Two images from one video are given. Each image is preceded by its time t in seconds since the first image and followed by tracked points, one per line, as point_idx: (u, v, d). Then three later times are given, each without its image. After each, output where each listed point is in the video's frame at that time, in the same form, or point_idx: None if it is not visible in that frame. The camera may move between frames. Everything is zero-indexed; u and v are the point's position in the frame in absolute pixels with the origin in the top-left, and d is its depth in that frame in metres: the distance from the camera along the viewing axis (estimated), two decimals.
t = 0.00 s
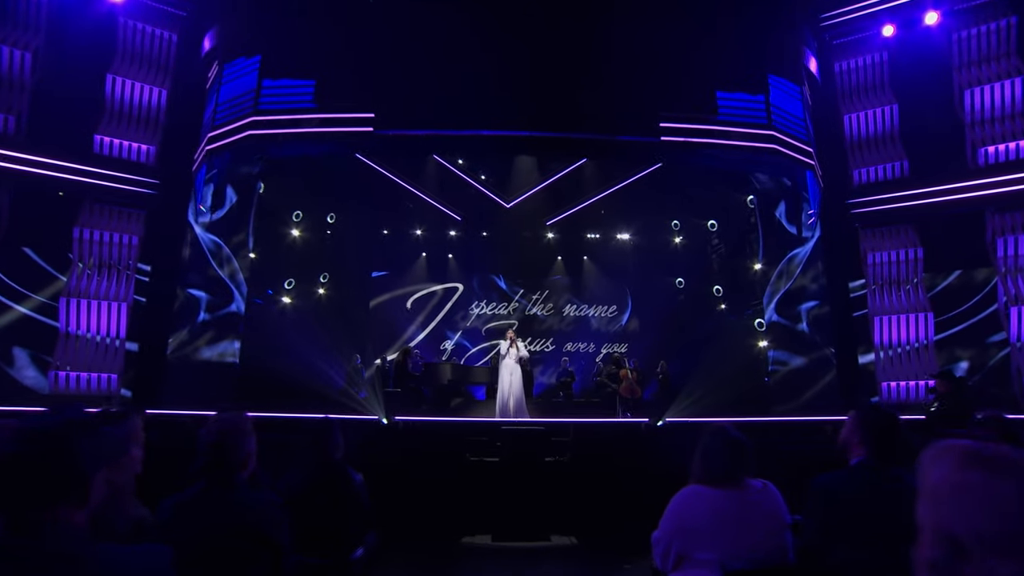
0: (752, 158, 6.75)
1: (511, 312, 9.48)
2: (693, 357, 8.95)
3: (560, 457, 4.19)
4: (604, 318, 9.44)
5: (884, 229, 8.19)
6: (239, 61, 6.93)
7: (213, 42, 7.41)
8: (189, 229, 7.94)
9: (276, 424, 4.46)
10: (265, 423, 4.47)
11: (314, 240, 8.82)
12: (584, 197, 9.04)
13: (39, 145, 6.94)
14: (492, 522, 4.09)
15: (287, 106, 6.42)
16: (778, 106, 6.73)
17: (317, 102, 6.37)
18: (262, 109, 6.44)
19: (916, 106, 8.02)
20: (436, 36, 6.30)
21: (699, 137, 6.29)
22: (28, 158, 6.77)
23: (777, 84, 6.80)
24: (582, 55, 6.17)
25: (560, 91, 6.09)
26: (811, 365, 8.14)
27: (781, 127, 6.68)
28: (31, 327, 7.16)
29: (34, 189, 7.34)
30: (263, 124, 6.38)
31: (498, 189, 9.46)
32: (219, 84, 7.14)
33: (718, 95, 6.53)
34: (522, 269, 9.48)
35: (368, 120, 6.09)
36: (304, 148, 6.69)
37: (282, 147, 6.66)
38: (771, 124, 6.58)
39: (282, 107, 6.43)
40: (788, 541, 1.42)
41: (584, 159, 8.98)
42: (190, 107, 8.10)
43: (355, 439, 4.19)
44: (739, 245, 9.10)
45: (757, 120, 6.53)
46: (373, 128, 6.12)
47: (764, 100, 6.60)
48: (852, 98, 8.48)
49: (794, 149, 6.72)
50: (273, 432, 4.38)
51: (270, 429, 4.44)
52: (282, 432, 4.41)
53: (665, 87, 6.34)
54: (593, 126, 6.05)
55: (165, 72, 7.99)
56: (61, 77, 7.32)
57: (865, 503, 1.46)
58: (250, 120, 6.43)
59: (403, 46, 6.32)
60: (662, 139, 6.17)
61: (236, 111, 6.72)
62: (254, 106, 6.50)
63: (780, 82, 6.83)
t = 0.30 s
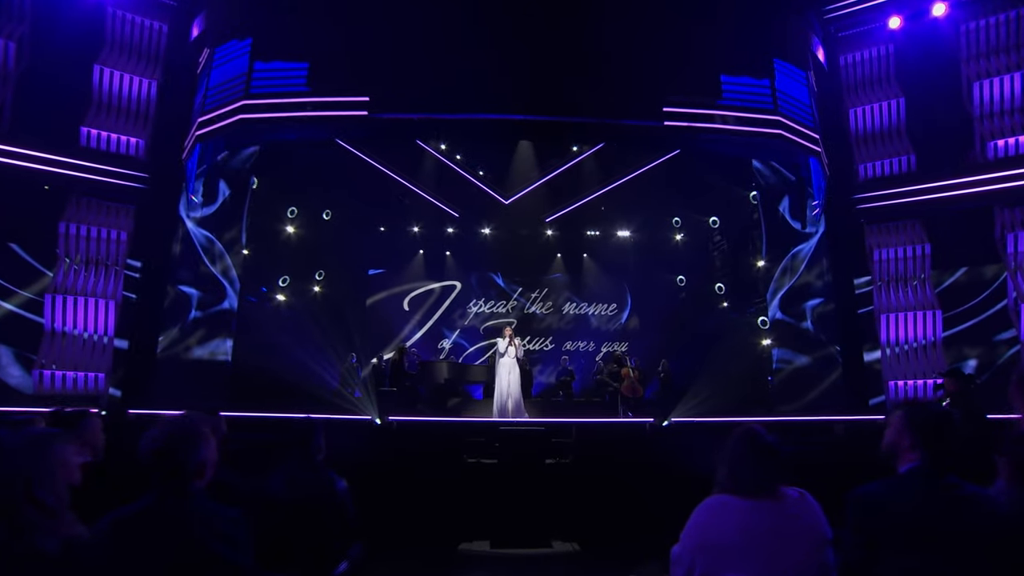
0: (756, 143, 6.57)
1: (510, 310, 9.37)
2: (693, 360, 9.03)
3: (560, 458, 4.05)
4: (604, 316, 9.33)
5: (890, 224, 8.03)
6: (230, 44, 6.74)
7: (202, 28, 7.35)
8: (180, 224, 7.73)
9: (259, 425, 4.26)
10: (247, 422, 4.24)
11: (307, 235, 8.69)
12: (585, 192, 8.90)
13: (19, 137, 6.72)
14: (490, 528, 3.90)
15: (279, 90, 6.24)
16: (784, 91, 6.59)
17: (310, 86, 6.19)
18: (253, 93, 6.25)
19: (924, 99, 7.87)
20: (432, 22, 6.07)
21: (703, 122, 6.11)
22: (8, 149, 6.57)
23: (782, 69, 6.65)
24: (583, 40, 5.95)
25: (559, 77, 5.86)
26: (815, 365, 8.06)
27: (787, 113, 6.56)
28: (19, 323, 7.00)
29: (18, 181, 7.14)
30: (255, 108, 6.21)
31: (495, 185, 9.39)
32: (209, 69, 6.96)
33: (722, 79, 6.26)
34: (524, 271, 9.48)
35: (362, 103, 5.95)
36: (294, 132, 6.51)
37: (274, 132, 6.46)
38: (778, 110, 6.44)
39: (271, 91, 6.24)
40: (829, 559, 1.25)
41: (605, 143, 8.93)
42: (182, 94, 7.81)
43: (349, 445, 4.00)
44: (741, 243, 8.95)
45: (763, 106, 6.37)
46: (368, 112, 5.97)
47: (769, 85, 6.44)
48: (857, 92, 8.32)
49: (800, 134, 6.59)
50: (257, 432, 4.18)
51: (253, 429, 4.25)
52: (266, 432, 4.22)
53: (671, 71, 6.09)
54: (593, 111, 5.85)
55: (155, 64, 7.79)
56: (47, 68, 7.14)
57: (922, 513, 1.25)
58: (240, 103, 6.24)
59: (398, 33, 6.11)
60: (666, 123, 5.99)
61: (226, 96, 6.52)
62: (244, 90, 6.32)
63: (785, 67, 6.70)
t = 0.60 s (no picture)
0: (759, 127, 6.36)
1: (506, 308, 9.14)
2: (693, 358, 8.76)
3: (562, 460, 3.88)
4: (603, 314, 9.08)
5: (895, 220, 7.88)
6: (219, 24, 6.52)
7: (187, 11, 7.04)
8: (169, 218, 7.48)
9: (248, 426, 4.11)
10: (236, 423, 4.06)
11: (301, 231, 8.31)
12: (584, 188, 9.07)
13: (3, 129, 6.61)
14: (487, 533, 3.72)
15: (269, 72, 6.04)
16: (790, 75, 6.37)
17: (304, 67, 6.01)
18: (242, 74, 6.06)
19: (929, 93, 7.73)
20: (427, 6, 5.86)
21: (706, 105, 5.92)
22: None
23: (789, 52, 6.43)
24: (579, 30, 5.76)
25: (556, 67, 5.74)
26: (818, 365, 7.99)
27: (792, 97, 6.33)
28: None
29: None
30: (242, 89, 5.99)
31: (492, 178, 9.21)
32: (199, 50, 6.76)
33: (726, 62, 6.10)
34: (522, 269, 9.20)
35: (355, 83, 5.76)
36: (287, 114, 6.31)
37: (269, 113, 6.31)
38: (783, 94, 6.20)
39: (262, 73, 6.05)
40: None
41: (617, 129, 8.98)
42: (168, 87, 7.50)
43: (347, 454, 3.82)
44: (745, 241, 8.79)
45: (768, 89, 6.14)
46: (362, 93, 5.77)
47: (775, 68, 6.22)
48: (862, 85, 8.15)
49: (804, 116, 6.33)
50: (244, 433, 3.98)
51: (240, 429, 4.06)
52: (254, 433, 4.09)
53: (674, 57, 5.92)
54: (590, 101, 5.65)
55: (142, 53, 7.59)
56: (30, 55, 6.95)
57: (990, 520, 1.09)
58: (229, 85, 6.04)
59: (389, 16, 5.88)
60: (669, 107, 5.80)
61: (215, 77, 6.33)
62: (234, 71, 6.11)
63: (791, 50, 6.46)
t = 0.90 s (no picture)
0: (759, 112, 6.34)
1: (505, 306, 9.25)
2: (691, 357, 9.10)
3: (564, 463, 3.75)
4: (601, 313, 9.22)
5: (902, 215, 7.72)
6: (209, 4, 6.33)
7: None
8: (160, 211, 7.24)
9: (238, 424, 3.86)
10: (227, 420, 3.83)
11: (298, 228, 8.73)
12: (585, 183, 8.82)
13: None
14: (479, 539, 3.55)
15: (261, 52, 5.84)
16: (797, 59, 6.32)
17: (296, 47, 5.80)
18: (232, 55, 5.85)
19: (935, 87, 7.58)
20: None
21: (710, 89, 5.87)
22: None
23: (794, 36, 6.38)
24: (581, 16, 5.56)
25: (556, 54, 5.59)
26: (820, 365, 7.81)
27: (799, 82, 6.26)
28: None
29: None
30: (234, 71, 5.81)
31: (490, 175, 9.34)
32: (188, 31, 6.58)
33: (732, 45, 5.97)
34: (520, 268, 9.34)
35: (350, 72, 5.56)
36: (278, 97, 6.10)
37: (260, 97, 6.10)
38: (790, 77, 6.14)
39: (253, 53, 5.85)
40: None
41: (631, 116, 8.88)
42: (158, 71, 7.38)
43: (345, 458, 3.66)
44: (748, 241, 8.98)
45: (775, 73, 6.08)
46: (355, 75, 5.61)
47: (781, 51, 6.14)
48: (866, 79, 8.01)
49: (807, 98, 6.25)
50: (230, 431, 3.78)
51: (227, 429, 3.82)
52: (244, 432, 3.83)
53: (677, 42, 5.75)
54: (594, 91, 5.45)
55: (131, 42, 7.41)
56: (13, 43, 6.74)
57: None
58: (219, 66, 5.85)
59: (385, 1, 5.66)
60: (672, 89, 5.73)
61: (204, 59, 6.13)
62: (224, 53, 5.91)
63: (798, 36, 6.44)
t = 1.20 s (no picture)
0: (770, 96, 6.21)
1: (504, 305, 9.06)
2: (695, 357, 8.93)
3: (566, 466, 3.63)
4: (601, 312, 9.06)
5: (909, 212, 7.60)
6: None
7: None
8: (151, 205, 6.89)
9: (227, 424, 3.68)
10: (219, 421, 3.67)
11: (293, 226, 8.76)
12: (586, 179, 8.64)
13: None
14: (475, 545, 3.40)
15: (253, 32, 5.68)
16: (804, 43, 6.28)
17: (290, 28, 5.65)
18: (224, 35, 5.69)
19: (943, 82, 7.43)
20: None
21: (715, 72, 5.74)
22: None
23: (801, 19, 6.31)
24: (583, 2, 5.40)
25: (558, 41, 5.42)
26: (827, 365, 7.65)
27: (806, 66, 6.21)
28: None
29: None
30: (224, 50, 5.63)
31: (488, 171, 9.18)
32: (178, 12, 6.41)
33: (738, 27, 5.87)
34: (518, 267, 9.18)
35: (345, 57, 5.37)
36: (272, 77, 5.98)
37: (254, 76, 5.95)
38: (797, 62, 6.05)
39: (248, 32, 5.71)
40: None
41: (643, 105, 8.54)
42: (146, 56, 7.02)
43: (342, 461, 3.51)
44: (749, 239, 8.91)
45: (782, 57, 5.98)
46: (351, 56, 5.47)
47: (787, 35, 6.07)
48: (873, 73, 7.90)
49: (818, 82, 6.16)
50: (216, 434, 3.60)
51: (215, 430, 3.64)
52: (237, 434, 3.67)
53: (681, 30, 5.58)
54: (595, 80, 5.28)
55: (120, 31, 7.24)
56: None
57: None
58: (210, 46, 5.68)
59: None
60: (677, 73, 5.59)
61: (193, 41, 5.99)
62: (215, 32, 5.74)
63: (806, 19, 6.42)
